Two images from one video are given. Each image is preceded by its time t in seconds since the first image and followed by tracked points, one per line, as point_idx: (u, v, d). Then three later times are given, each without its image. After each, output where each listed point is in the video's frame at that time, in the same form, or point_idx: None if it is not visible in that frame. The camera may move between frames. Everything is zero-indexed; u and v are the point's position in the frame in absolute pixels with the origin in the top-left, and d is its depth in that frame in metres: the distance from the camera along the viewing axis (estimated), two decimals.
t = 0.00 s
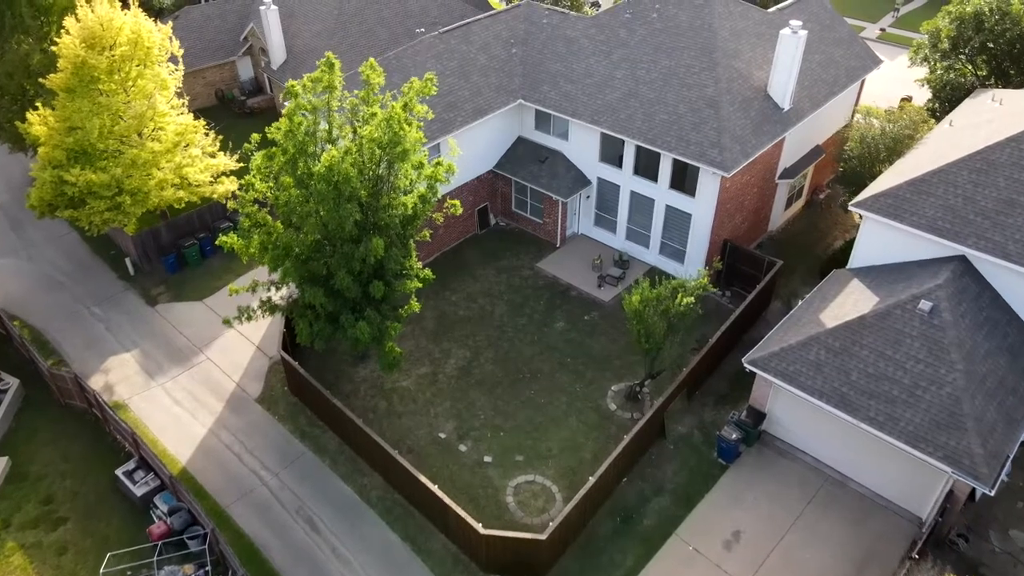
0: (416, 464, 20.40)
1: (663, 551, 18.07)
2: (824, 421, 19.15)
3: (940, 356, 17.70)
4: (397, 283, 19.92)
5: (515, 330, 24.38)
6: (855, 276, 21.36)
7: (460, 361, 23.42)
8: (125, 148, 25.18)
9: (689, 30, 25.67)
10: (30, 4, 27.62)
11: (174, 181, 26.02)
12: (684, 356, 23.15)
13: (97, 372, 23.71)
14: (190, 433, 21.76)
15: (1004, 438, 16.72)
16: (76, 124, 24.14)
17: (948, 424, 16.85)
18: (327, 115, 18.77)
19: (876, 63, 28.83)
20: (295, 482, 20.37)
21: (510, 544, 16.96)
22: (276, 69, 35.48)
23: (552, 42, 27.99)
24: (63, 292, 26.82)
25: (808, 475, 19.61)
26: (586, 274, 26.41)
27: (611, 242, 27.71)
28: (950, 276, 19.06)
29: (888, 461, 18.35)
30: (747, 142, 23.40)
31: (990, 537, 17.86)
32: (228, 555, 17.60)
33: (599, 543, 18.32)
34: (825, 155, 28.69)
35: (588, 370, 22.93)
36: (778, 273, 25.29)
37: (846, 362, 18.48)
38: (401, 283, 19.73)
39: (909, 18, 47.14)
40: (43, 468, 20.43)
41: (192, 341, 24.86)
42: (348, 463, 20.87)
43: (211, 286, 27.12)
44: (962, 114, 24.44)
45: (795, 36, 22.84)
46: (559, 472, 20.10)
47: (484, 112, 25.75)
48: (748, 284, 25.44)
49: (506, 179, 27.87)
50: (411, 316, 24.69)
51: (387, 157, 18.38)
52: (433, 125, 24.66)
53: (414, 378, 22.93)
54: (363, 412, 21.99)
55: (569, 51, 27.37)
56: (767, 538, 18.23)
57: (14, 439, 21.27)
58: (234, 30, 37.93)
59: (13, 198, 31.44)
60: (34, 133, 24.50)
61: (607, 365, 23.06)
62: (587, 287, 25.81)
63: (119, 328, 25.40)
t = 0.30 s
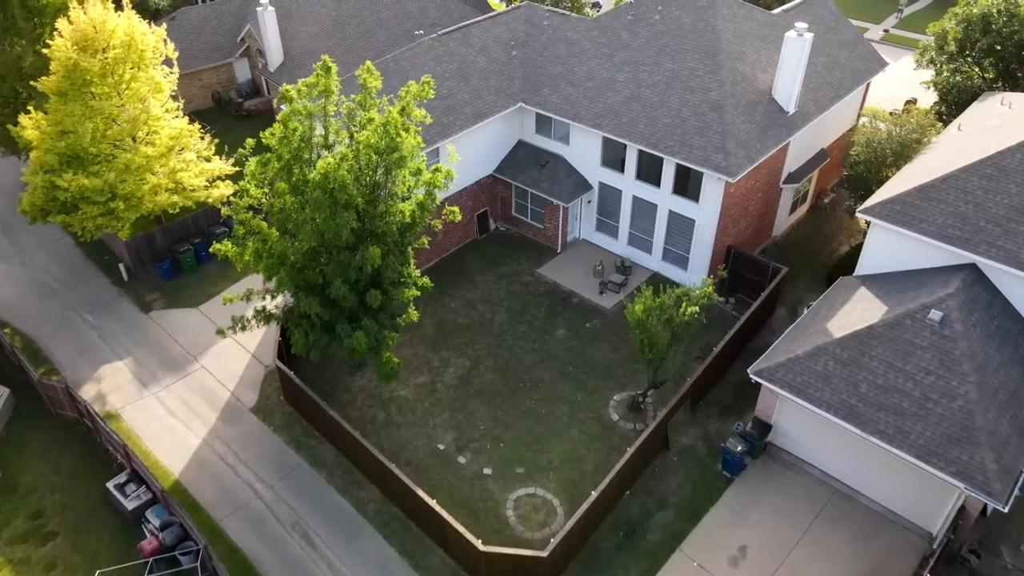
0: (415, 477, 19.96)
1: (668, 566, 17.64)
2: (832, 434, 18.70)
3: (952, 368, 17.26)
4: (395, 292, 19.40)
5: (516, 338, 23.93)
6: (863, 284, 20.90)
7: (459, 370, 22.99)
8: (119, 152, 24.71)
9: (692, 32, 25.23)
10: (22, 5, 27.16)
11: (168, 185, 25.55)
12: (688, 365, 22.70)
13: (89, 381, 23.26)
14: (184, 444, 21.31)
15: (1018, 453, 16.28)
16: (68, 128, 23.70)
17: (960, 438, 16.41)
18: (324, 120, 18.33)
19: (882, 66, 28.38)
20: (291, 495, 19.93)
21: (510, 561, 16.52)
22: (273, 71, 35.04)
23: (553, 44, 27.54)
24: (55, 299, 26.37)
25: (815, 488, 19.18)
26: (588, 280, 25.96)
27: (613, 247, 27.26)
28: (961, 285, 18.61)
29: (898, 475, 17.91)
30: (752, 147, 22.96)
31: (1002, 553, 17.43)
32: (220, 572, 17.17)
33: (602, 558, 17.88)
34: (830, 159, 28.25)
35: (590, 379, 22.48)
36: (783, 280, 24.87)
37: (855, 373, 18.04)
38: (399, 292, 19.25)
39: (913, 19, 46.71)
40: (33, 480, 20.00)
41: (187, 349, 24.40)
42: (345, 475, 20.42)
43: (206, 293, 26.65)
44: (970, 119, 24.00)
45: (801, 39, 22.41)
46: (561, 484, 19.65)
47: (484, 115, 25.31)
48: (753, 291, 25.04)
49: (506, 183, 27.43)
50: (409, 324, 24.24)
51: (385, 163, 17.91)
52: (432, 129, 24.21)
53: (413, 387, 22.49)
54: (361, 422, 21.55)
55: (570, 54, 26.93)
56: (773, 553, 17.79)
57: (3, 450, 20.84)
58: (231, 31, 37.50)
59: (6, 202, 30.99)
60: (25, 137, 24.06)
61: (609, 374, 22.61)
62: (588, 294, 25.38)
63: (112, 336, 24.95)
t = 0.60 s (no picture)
0: (412, 491, 19.49)
1: None
2: (841, 448, 18.24)
3: (964, 382, 16.78)
4: (392, 301, 18.99)
5: (516, 348, 23.47)
6: (871, 293, 20.43)
7: (458, 379, 22.53)
8: (112, 157, 24.24)
9: (695, 34, 24.77)
10: (14, 7, 26.69)
11: (162, 191, 25.08)
12: (692, 375, 22.23)
13: (80, 391, 22.80)
14: (176, 456, 20.84)
15: None
16: (60, 133, 23.25)
17: (973, 453, 15.94)
18: (319, 126, 17.88)
19: (888, 69, 27.91)
20: (286, 509, 19.46)
21: None
22: (270, 74, 34.56)
23: (554, 47, 27.07)
24: (47, 306, 25.91)
25: (823, 503, 18.73)
26: (589, 287, 25.50)
27: (615, 253, 26.79)
28: (973, 295, 18.14)
29: (908, 491, 17.46)
30: (757, 152, 22.49)
31: (1016, 572, 16.95)
32: None
33: None
34: (835, 164, 27.80)
35: (592, 390, 22.01)
36: (788, 287, 24.42)
37: (864, 386, 17.57)
38: (396, 302, 18.78)
39: (917, 20, 46.26)
40: (21, 494, 19.54)
41: (181, 358, 23.95)
42: (341, 488, 19.95)
43: (201, 300, 26.19)
44: (979, 123, 23.53)
45: (807, 42, 21.96)
46: (562, 499, 19.17)
47: (484, 120, 24.84)
48: (757, 298, 24.58)
49: (506, 189, 26.97)
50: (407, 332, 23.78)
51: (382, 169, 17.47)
52: (430, 134, 23.75)
53: (411, 398, 22.01)
54: (357, 434, 21.08)
55: (571, 56, 26.46)
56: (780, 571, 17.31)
57: None
58: (227, 33, 37.03)
59: None
60: (16, 141, 23.60)
61: (611, 385, 22.14)
62: (590, 301, 24.92)
63: (105, 344, 24.50)
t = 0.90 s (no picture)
0: (410, 506, 18.99)
1: None
2: (850, 462, 17.76)
3: (978, 397, 16.29)
4: (389, 311, 18.49)
5: (516, 357, 22.98)
6: (879, 303, 19.94)
7: (457, 390, 22.04)
8: (103, 163, 23.72)
9: (699, 37, 24.29)
10: (5, 9, 26.20)
11: (155, 197, 24.56)
12: (696, 386, 21.75)
13: (70, 403, 22.30)
14: (168, 470, 20.34)
15: None
16: (50, 138, 22.75)
17: (988, 471, 15.44)
18: (314, 132, 17.40)
19: (894, 72, 27.42)
20: (280, 525, 18.96)
21: None
22: (267, 76, 34.07)
23: (555, 50, 26.58)
24: (38, 315, 25.42)
25: (831, 519, 18.25)
26: (591, 295, 25.02)
27: (617, 260, 26.31)
28: (985, 307, 17.65)
29: (919, 508, 17.00)
30: (763, 158, 22.00)
31: None
32: None
33: None
34: (841, 169, 27.32)
35: (594, 401, 21.52)
36: (794, 295, 23.95)
37: (874, 400, 17.08)
38: (393, 313, 18.26)
39: (921, 22, 45.80)
40: (8, 510, 19.05)
41: (174, 368, 23.45)
42: (337, 504, 19.44)
43: (195, 308, 25.69)
44: (988, 128, 23.04)
45: (814, 45, 21.47)
46: (563, 515, 18.67)
47: (483, 124, 24.35)
48: (762, 307, 24.11)
49: (506, 194, 26.49)
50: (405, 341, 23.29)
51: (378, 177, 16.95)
52: (428, 139, 23.27)
53: (408, 410, 21.51)
54: (354, 447, 20.58)
55: (572, 59, 25.96)
56: None
57: None
58: (224, 35, 36.53)
59: None
60: (6, 147, 23.09)
61: (613, 396, 21.65)
62: (591, 310, 24.45)
63: (96, 353, 24.01)
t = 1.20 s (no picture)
0: (407, 523, 18.48)
1: None
2: (861, 480, 17.24)
3: (993, 413, 15.75)
4: (386, 323, 17.97)
5: (516, 368, 22.47)
6: (889, 314, 19.42)
7: (455, 402, 21.52)
8: (94, 169, 23.19)
9: (703, 40, 23.79)
10: None
11: (147, 203, 24.03)
12: (700, 398, 21.24)
13: (60, 414, 21.79)
14: (159, 484, 19.83)
15: None
16: (39, 143, 22.20)
17: (1005, 491, 14.91)
18: (309, 139, 16.89)
19: (902, 75, 26.92)
20: (273, 543, 18.45)
21: None
22: (263, 79, 33.56)
23: (556, 53, 26.07)
24: (28, 323, 24.92)
25: (840, 537, 17.73)
26: (592, 303, 24.51)
27: (619, 267, 25.80)
28: (1000, 319, 17.13)
29: (932, 527, 16.50)
30: (769, 164, 21.49)
31: None
32: None
33: None
34: (847, 174, 26.82)
35: (595, 413, 21.01)
36: (800, 304, 23.44)
37: (885, 416, 16.57)
38: (390, 325, 17.74)
39: (925, 23, 45.35)
40: None
41: (166, 379, 22.92)
42: (332, 520, 18.92)
43: (188, 316, 25.17)
44: (999, 134, 22.51)
45: (821, 49, 20.98)
46: (564, 532, 18.16)
47: (483, 129, 23.84)
48: (767, 316, 23.60)
49: (506, 200, 25.99)
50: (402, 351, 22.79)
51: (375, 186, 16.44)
52: (426, 144, 22.75)
53: (406, 423, 21.00)
54: (349, 461, 20.07)
55: (573, 63, 25.45)
56: None
57: None
58: (219, 36, 36.01)
59: None
60: None
61: (615, 408, 21.14)
62: (593, 319, 23.94)
63: (87, 363, 23.49)
